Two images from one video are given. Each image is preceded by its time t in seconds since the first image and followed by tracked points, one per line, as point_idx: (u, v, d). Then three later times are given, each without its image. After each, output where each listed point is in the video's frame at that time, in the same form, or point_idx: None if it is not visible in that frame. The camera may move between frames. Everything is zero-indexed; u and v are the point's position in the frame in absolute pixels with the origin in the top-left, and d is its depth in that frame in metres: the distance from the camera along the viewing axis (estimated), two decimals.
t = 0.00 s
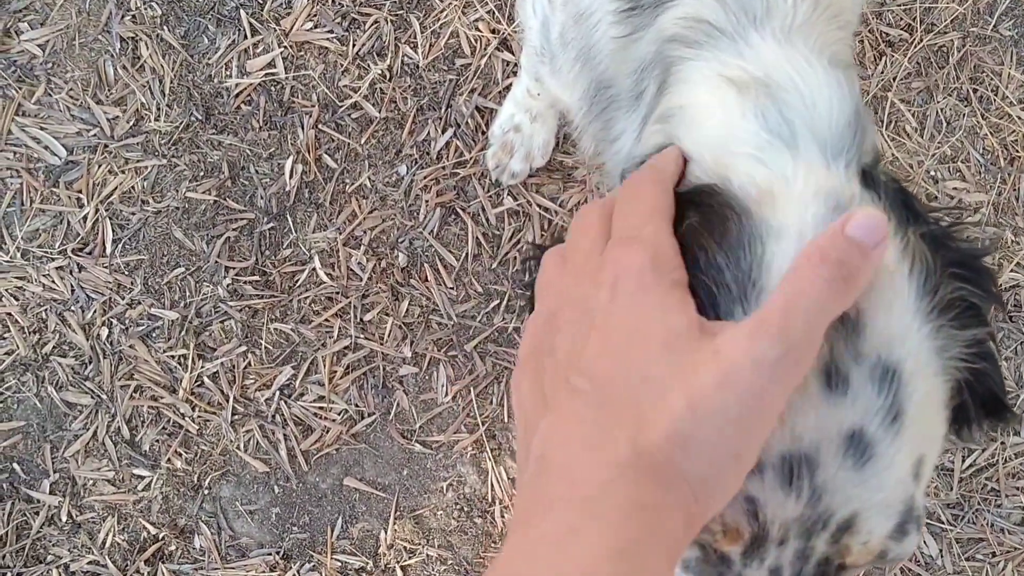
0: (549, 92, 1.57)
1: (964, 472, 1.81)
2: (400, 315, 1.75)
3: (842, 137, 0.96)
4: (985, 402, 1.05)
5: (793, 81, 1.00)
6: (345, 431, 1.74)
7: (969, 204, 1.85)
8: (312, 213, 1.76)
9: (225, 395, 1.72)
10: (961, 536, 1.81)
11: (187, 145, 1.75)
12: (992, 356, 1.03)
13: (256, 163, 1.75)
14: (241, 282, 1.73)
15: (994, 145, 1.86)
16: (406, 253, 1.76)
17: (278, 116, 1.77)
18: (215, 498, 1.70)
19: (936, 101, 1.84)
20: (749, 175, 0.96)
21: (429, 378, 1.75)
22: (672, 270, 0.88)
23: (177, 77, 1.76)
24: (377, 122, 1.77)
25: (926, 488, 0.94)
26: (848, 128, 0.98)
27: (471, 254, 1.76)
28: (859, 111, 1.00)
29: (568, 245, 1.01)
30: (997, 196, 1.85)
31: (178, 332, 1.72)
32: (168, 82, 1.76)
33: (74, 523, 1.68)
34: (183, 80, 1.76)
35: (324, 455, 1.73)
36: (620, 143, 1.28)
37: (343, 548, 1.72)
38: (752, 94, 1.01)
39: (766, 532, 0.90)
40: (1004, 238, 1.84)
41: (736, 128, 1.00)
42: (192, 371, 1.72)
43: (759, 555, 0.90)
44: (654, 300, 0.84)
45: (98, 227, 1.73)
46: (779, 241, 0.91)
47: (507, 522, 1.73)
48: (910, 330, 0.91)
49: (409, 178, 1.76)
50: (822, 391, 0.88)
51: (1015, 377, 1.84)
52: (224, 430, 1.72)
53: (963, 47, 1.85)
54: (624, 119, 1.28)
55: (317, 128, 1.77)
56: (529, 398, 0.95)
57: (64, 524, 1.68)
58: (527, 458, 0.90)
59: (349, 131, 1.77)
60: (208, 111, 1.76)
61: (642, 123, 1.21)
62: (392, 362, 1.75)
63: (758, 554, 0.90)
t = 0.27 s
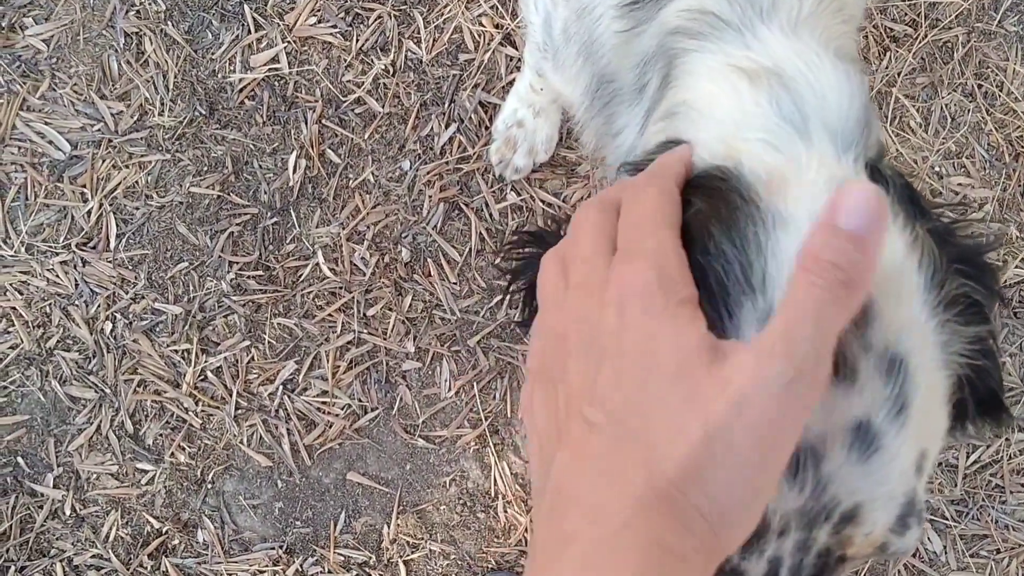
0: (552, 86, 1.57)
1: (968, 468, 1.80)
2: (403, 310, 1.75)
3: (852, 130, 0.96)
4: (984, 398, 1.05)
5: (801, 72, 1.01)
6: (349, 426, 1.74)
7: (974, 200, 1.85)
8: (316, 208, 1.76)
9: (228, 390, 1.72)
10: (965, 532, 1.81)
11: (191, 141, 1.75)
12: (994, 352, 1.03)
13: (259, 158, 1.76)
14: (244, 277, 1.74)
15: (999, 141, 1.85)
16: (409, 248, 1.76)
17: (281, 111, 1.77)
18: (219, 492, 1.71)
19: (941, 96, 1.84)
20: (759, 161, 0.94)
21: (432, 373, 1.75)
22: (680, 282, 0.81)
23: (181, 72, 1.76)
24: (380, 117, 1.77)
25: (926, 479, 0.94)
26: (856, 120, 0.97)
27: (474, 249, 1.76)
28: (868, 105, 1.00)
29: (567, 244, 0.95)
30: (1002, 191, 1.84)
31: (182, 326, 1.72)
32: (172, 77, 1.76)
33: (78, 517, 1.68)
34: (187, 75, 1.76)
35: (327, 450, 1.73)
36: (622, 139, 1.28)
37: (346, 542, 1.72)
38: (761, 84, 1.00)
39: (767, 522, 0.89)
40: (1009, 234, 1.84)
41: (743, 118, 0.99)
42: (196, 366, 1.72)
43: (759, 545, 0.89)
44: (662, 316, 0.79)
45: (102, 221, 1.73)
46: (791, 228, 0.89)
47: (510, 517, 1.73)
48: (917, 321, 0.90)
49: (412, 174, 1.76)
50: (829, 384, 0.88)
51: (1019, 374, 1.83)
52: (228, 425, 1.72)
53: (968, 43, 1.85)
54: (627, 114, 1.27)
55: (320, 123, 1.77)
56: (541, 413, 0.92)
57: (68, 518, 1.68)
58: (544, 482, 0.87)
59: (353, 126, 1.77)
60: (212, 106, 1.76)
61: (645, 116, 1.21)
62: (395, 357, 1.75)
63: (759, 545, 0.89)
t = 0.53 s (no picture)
0: (557, 87, 1.57)
1: (973, 466, 1.81)
2: (409, 307, 1.76)
3: (859, 133, 0.96)
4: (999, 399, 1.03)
5: (807, 77, 1.01)
6: (355, 422, 1.75)
7: (980, 198, 1.85)
8: (322, 205, 1.76)
9: (235, 386, 1.73)
10: (970, 530, 1.81)
11: (199, 137, 1.76)
12: (1006, 351, 1.02)
13: (266, 154, 1.76)
14: (251, 273, 1.74)
15: (1005, 139, 1.85)
16: (416, 245, 1.76)
17: (288, 108, 1.77)
18: (226, 488, 1.71)
19: (947, 94, 1.84)
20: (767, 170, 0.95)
21: (438, 370, 1.76)
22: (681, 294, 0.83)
23: (189, 69, 1.77)
24: (387, 114, 1.77)
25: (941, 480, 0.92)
26: (863, 123, 0.97)
27: (480, 246, 1.77)
28: (874, 108, 1.00)
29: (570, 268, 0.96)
30: (1008, 189, 1.84)
31: (189, 322, 1.73)
32: (179, 74, 1.76)
33: (85, 513, 1.69)
34: (194, 72, 1.77)
35: (334, 446, 1.74)
36: (632, 144, 1.28)
37: (352, 538, 1.73)
38: (768, 90, 1.01)
39: (783, 524, 0.87)
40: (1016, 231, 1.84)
41: (751, 124, 0.99)
42: (203, 362, 1.73)
43: (776, 548, 0.87)
44: (665, 333, 0.80)
45: (110, 218, 1.74)
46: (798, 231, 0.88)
47: (516, 513, 1.74)
48: (925, 318, 0.89)
49: (418, 171, 1.76)
50: (841, 381, 0.86)
51: None
52: (235, 421, 1.72)
53: (974, 40, 1.85)
54: (635, 117, 1.28)
55: (327, 120, 1.77)
56: (553, 438, 0.92)
57: (76, 513, 1.69)
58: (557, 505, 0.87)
59: (360, 123, 1.77)
60: (219, 103, 1.76)
61: (654, 122, 1.21)
62: (402, 354, 1.76)
63: (774, 548, 0.87)
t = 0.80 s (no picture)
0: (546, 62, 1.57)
1: (966, 441, 1.81)
2: (401, 285, 1.75)
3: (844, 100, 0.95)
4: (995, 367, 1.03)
5: (793, 48, 1.01)
6: (348, 400, 1.75)
7: (974, 173, 1.84)
8: (314, 182, 1.76)
9: (227, 364, 1.73)
10: (963, 504, 1.81)
11: (189, 115, 1.75)
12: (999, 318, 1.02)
13: (257, 132, 1.75)
14: (243, 251, 1.74)
15: (1000, 113, 1.85)
16: (408, 222, 1.76)
17: (279, 86, 1.76)
18: (219, 466, 1.71)
19: (942, 68, 1.83)
20: (752, 141, 0.93)
21: (431, 348, 1.76)
22: (663, 271, 0.81)
23: (178, 47, 1.75)
24: (378, 91, 1.76)
25: (932, 444, 0.92)
26: (849, 90, 0.96)
27: (473, 224, 1.76)
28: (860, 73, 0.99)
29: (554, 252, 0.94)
30: (1002, 164, 1.84)
31: (180, 301, 1.73)
32: (169, 51, 1.75)
33: (79, 492, 1.69)
34: (184, 49, 1.76)
35: (327, 423, 1.74)
36: (621, 120, 1.27)
37: (346, 515, 1.73)
38: (753, 63, 1.00)
39: (772, 493, 0.86)
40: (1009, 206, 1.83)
41: (737, 96, 0.99)
42: (195, 341, 1.72)
43: (768, 518, 0.86)
44: (647, 312, 0.79)
45: (100, 196, 1.73)
46: (785, 199, 0.87)
47: (509, 490, 1.74)
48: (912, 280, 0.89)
49: (410, 148, 1.76)
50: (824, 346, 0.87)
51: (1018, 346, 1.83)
52: (228, 399, 1.72)
53: (969, 14, 1.84)
54: (624, 95, 1.27)
55: (318, 97, 1.76)
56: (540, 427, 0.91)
57: (69, 492, 1.69)
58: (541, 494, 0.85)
59: (351, 100, 1.77)
60: (209, 81, 1.75)
61: (642, 99, 1.20)
62: (395, 332, 1.75)
63: (765, 518, 0.86)
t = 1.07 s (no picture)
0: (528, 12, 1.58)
1: (951, 388, 1.83)
2: (389, 240, 1.76)
3: (798, 37, 0.97)
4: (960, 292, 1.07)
5: None
6: (338, 355, 1.76)
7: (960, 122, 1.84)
8: (299, 138, 1.76)
9: (217, 321, 1.74)
10: (949, 451, 1.83)
11: (173, 73, 1.75)
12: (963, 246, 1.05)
13: (242, 89, 1.75)
14: (230, 208, 1.74)
15: (985, 62, 1.84)
16: (394, 178, 1.76)
17: (262, 42, 1.76)
18: (211, 421, 1.73)
19: (928, 17, 1.82)
20: (707, 79, 0.96)
21: (419, 303, 1.77)
22: (590, 207, 0.90)
23: (160, 4, 1.75)
24: (362, 46, 1.76)
25: (889, 373, 0.94)
26: (803, 26, 0.98)
27: (459, 178, 1.76)
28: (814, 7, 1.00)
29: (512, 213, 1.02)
30: (987, 113, 1.84)
31: (169, 259, 1.74)
32: (151, 9, 1.75)
33: (73, 448, 1.71)
34: (166, 7, 1.75)
35: (317, 378, 1.75)
36: (592, 62, 1.27)
37: (338, 468, 1.75)
38: None
39: (726, 419, 0.92)
40: (994, 155, 1.84)
41: (692, 32, 0.99)
42: (184, 298, 1.73)
43: (722, 443, 0.93)
44: (580, 240, 0.87)
45: (86, 155, 1.73)
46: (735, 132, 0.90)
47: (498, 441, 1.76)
48: (865, 210, 0.92)
49: (395, 103, 1.76)
50: (779, 275, 0.89)
51: (1004, 294, 1.83)
52: (218, 355, 1.74)
53: None
54: (596, 36, 1.27)
55: (302, 54, 1.76)
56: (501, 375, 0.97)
57: (63, 448, 1.71)
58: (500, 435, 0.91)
59: (335, 55, 1.76)
60: (193, 38, 1.75)
61: (612, 38, 1.19)
62: (383, 287, 1.77)
63: (721, 444, 0.93)
